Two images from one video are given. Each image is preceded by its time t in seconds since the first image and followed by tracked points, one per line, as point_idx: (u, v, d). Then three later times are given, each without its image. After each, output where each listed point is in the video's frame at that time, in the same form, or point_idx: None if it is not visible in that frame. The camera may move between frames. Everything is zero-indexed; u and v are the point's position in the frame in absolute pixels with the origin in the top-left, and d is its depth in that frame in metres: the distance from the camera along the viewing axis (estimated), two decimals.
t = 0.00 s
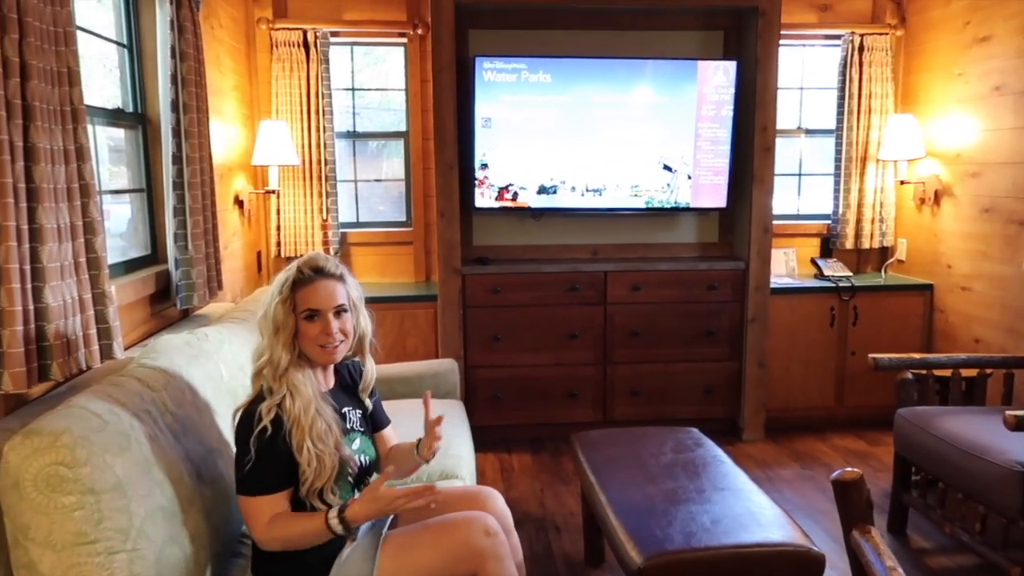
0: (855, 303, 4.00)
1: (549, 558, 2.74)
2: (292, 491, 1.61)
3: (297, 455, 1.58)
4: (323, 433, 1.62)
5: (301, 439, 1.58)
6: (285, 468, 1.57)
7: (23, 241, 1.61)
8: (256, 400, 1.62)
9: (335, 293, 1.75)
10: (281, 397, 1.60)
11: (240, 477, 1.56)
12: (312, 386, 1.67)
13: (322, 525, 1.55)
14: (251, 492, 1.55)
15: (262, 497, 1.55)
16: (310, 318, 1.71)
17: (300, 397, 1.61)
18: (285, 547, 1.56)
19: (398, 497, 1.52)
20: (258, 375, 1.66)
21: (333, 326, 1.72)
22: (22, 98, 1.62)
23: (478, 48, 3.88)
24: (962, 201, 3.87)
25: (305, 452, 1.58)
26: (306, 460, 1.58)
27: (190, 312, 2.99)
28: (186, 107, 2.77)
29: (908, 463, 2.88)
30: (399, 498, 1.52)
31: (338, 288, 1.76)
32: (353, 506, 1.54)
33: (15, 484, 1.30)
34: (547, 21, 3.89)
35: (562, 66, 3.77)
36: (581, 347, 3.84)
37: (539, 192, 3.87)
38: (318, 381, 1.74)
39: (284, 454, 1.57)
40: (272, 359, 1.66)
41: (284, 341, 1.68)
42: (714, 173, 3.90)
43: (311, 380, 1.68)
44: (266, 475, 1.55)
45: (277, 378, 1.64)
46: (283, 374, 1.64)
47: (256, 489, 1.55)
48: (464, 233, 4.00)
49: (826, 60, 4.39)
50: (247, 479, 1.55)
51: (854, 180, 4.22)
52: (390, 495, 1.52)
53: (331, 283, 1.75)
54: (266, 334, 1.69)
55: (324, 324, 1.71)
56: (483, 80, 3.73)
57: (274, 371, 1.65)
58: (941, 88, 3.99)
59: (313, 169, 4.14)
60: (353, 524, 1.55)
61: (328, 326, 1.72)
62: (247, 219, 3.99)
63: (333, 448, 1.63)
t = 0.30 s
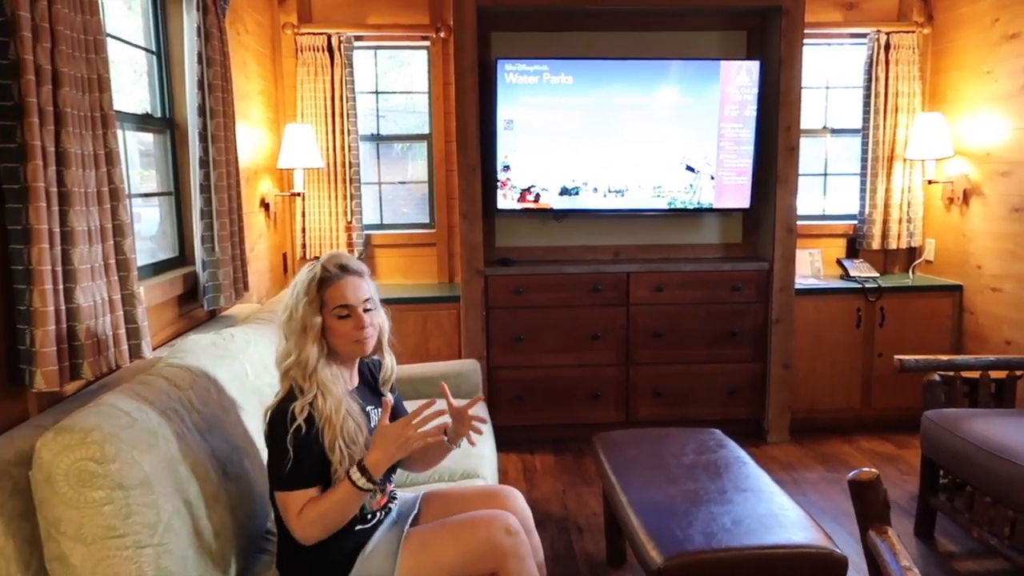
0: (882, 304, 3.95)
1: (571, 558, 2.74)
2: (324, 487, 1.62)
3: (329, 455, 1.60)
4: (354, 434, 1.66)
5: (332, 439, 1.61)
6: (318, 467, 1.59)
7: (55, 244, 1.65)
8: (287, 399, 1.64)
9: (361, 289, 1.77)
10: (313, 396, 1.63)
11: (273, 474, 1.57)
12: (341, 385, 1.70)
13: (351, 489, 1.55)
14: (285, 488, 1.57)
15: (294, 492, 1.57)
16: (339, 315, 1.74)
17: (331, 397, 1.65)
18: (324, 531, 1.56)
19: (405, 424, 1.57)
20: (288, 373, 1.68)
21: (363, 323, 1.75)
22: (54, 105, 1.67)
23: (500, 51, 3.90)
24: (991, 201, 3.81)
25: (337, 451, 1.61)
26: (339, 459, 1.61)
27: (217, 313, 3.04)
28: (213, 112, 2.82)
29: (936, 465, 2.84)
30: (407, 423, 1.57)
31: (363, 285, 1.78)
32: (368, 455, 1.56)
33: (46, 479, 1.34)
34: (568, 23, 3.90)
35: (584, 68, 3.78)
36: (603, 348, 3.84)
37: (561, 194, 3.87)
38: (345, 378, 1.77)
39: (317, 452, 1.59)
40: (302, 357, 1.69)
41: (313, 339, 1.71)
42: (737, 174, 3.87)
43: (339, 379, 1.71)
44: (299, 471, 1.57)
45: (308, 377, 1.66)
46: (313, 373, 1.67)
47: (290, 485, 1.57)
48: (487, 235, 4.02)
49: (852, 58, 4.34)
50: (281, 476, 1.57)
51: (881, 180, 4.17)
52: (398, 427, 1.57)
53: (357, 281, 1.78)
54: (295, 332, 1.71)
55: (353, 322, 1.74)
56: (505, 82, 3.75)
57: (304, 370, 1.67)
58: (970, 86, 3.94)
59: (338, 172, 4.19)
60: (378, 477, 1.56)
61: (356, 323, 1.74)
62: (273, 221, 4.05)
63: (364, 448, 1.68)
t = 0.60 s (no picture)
0: (907, 298, 3.90)
1: (589, 549, 2.76)
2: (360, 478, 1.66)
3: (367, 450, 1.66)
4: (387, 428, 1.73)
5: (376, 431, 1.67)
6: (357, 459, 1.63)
7: (83, 237, 1.69)
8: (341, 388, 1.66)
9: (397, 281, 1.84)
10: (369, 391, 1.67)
11: (319, 465, 1.59)
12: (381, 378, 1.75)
13: (389, 493, 1.58)
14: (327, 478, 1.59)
15: (335, 482, 1.58)
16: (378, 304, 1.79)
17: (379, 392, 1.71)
18: (366, 524, 1.59)
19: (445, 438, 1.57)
20: (341, 362, 1.69)
21: (395, 313, 1.83)
22: (81, 101, 1.71)
23: (521, 44, 3.90)
24: (1020, 193, 3.75)
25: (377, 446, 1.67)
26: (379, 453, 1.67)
27: (241, 305, 3.09)
28: (236, 107, 2.86)
29: (960, 461, 2.81)
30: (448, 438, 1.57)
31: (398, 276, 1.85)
32: (408, 463, 1.60)
33: (74, 465, 1.38)
34: (589, 16, 3.89)
35: (604, 61, 3.77)
36: (624, 342, 3.84)
37: (582, 187, 3.87)
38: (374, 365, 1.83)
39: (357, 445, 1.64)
40: (358, 349, 1.70)
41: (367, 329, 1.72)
42: (759, 166, 3.85)
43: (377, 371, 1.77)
44: (345, 462, 1.60)
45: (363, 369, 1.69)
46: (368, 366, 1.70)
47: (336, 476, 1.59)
48: (507, 228, 4.03)
49: (877, 49, 4.28)
50: (324, 465, 1.59)
51: (907, 172, 4.12)
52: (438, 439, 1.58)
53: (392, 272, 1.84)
54: (349, 320, 1.71)
55: (388, 312, 1.82)
56: (526, 76, 3.75)
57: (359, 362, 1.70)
58: (999, 77, 3.87)
59: (360, 166, 4.22)
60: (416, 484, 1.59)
61: (391, 313, 1.82)
62: (296, 215, 4.10)
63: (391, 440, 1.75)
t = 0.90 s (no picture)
0: (937, 290, 3.85)
1: (610, 539, 2.77)
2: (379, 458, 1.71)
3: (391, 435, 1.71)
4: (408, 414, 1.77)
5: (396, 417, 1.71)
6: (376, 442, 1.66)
7: (113, 227, 1.74)
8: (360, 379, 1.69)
9: (414, 272, 1.86)
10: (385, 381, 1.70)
11: (339, 447, 1.62)
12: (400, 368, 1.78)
13: (409, 461, 1.60)
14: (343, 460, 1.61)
15: (354, 463, 1.61)
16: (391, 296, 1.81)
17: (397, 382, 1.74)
18: (378, 501, 1.60)
19: (469, 402, 1.60)
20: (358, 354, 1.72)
21: (413, 305, 1.84)
22: (111, 95, 1.75)
23: (545, 35, 3.90)
24: None
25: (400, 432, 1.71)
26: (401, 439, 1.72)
27: (268, 295, 3.14)
28: (262, 100, 2.90)
29: (987, 456, 2.77)
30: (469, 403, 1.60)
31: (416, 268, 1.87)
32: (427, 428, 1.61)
33: (104, 447, 1.43)
34: (613, 7, 3.88)
35: (629, 51, 3.75)
36: (647, 333, 3.83)
37: (605, 178, 3.87)
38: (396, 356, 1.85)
39: (376, 430, 1.68)
40: (375, 341, 1.74)
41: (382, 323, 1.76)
42: (785, 157, 3.81)
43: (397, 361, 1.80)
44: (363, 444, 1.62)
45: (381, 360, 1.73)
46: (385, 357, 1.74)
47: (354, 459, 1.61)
48: (531, 220, 4.04)
49: (908, 38, 4.21)
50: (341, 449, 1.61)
51: (937, 163, 4.06)
52: (460, 405, 1.60)
53: (410, 263, 1.86)
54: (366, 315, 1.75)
55: (405, 304, 1.82)
56: (549, 67, 3.75)
57: (377, 353, 1.73)
58: None
59: (385, 158, 4.25)
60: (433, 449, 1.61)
61: (409, 305, 1.83)
62: (322, 206, 4.15)
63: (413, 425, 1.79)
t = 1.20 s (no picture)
0: (963, 280, 3.79)
1: (627, 527, 2.78)
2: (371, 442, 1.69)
3: (381, 415, 1.67)
4: (409, 396, 1.70)
5: (386, 399, 1.68)
6: (364, 424, 1.67)
7: (136, 212, 1.77)
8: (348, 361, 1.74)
9: (422, 259, 1.84)
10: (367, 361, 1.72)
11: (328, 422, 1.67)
12: (400, 350, 1.76)
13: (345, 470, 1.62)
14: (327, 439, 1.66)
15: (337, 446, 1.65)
16: (397, 284, 1.81)
17: (387, 362, 1.72)
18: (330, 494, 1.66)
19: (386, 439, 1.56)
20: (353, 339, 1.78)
21: (418, 292, 1.81)
22: (133, 82, 1.77)
23: (566, 22, 3.88)
24: None
25: (388, 412, 1.67)
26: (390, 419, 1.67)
27: (289, 282, 3.17)
28: (283, 88, 2.92)
29: (1011, 448, 2.73)
30: (387, 442, 1.56)
31: (426, 256, 1.85)
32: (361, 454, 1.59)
33: (126, 428, 1.46)
34: None
35: (650, 38, 3.72)
36: (667, 322, 3.82)
37: (625, 166, 3.85)
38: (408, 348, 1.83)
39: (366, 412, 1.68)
40: (366, 324, 1.78)
41: (376, 307, 1.80)
42: (809, 145, 3.77)
43: (400, 346, 1.77)
44: (343, 424, 1.65)
45: (367, 342, 1.75)
46: (375, 339, 1.75)
47: (337, 437, 1.65)
48: (551, 208, 4.04)
49: (937, 23, 4.13)
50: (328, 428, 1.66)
51: (965, 151, 3.99)
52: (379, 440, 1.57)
53: (420, 252, 1.85)
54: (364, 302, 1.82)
55: (409, 291, 1.81)
56: (570, 54, 3.73)
57: (365, 336, 1.76)
58: None
59: (406, 145, 4.27)
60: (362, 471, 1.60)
61: (412, 292, 1.81)
62: (343, 194, 4.17)
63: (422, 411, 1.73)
